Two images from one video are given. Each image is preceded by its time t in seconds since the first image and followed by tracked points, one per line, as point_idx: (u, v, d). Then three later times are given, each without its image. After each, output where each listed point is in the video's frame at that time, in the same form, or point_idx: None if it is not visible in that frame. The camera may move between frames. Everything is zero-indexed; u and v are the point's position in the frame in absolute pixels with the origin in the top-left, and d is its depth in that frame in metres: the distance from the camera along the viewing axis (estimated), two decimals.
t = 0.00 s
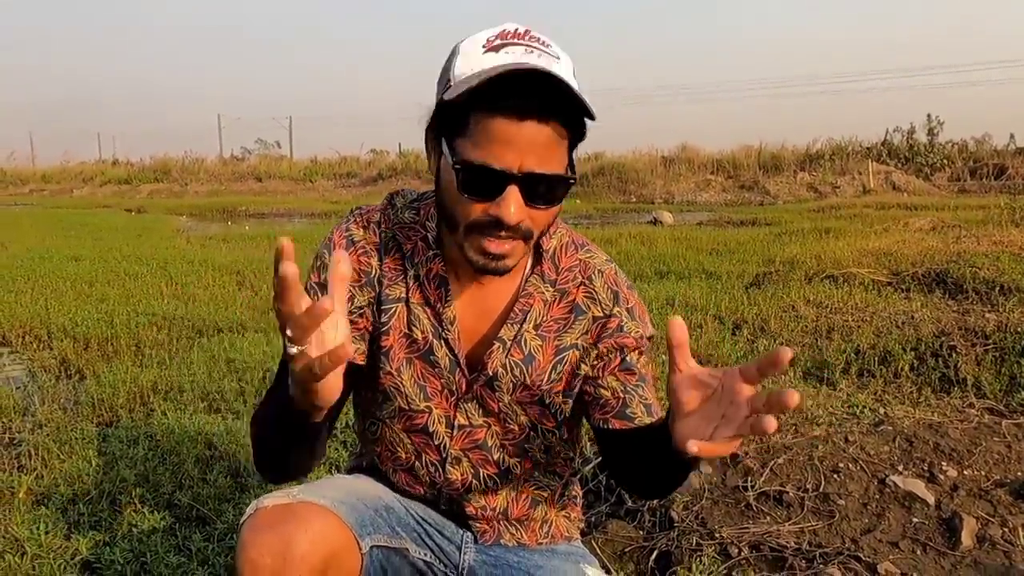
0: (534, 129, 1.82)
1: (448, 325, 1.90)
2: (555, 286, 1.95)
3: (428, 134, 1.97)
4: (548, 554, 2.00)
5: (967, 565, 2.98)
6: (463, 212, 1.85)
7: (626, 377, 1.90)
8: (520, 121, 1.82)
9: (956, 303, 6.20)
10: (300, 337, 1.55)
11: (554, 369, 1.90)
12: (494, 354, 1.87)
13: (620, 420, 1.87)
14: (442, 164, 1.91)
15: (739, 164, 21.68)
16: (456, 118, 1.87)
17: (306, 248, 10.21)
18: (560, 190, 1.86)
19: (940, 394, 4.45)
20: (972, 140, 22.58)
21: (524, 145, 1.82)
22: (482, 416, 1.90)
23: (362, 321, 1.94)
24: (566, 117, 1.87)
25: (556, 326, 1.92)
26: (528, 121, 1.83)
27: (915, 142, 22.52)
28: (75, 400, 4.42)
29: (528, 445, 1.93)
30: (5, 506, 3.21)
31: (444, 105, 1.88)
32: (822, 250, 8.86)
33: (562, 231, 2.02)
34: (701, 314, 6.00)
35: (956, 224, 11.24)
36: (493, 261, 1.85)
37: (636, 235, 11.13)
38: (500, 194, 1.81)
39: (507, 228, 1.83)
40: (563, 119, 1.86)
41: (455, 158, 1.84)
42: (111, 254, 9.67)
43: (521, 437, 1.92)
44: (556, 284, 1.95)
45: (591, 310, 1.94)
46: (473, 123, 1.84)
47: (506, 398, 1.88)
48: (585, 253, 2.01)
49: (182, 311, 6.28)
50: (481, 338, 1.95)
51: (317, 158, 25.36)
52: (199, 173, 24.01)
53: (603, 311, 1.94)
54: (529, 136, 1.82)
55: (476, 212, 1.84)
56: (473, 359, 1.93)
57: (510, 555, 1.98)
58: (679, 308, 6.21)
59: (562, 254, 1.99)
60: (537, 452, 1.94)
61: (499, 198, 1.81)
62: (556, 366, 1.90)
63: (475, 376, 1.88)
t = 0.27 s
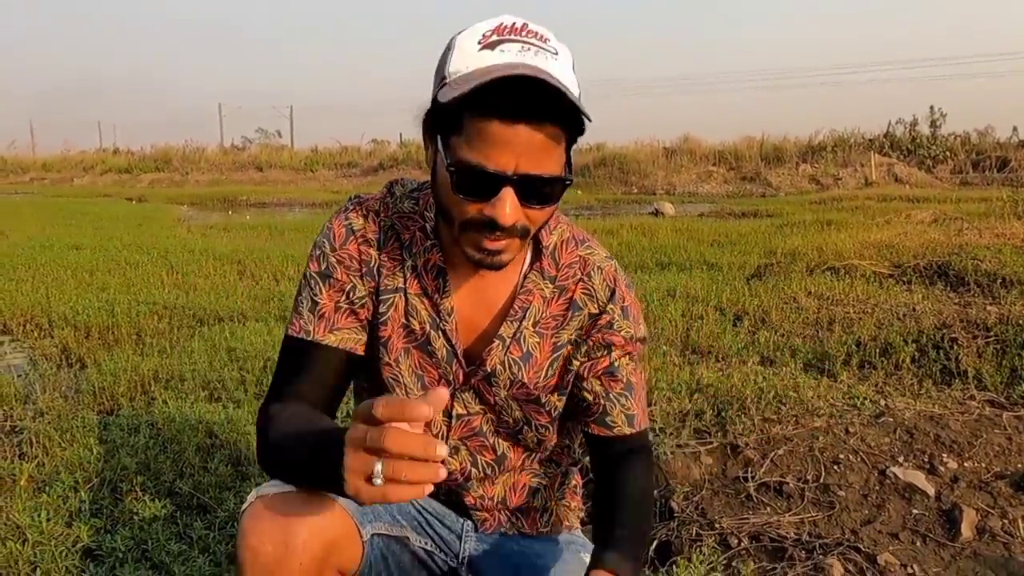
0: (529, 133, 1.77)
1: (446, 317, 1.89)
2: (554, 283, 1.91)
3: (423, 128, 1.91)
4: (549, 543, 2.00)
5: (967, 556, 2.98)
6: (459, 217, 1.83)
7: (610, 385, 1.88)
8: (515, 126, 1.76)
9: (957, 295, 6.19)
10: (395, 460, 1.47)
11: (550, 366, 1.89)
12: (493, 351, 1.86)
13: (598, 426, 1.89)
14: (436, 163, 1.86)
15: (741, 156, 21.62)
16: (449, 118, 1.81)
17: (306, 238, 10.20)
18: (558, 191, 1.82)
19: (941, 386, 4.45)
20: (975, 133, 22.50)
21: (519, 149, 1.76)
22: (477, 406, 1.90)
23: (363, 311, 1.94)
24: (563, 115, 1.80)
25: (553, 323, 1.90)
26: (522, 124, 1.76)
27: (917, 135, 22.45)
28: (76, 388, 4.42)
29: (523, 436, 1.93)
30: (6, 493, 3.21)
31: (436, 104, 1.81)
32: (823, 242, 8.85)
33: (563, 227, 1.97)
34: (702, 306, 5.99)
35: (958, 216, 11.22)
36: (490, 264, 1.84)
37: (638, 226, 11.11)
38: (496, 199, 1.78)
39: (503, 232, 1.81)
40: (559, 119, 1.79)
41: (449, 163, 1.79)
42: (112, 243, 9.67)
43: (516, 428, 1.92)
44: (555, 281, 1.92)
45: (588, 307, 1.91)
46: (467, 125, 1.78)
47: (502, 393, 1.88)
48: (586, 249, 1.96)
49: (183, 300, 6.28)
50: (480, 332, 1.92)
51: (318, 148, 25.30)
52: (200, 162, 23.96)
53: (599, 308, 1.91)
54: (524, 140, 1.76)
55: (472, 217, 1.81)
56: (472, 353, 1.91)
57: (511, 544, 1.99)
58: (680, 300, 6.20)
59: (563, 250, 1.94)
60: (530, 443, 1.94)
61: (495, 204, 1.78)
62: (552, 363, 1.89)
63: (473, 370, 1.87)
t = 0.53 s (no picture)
0: (534, 76, 1.79)
1: (450, 307, 1.88)
2: (559, 283, 1.89)
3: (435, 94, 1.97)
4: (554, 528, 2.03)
5: (972, 546, 2.98)
6: (463, 167, 1.83)
7: (595, 390, 1.84)
8: (520, 67, 1.79)
9: (963, 286, 6.17)
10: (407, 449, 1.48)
11: (550, 367, 1.87)
12: (493, 348, 1.85)
13: (578, 434, 1.84)
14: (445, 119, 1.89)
15: (746, 145, 21.53)
16: (459, 69, 1.86)
17: (311, 226, 10.19)
18: (561, 142, 1.81)
19: (946, 376, 4.44)
20: (981, 123, 22.36)
21: (523, 91, 1.79)
22: (476, 399, 1.90)
23: (368, 299, 1.93)
24: (571, 67, 1.83)
25: (555, 324, 1.88)
26: (528, 66, 1.79)
27: (924, 125, 22.33)
28: (82, 375, 4.43)
29: (522, 433, 1.92)
30: (14, 478, 3.23)
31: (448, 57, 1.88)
32: (829, 232, 8.82)
33: (572, 226, 1.95)
34: (707, 295, 5.98)
35: (964, 206, 11.17)
36: (491, 215, 1.82)
37: (642, 216, 11.08)
38: (499, 141, 1.79)
39: (505, 177, 1.79)
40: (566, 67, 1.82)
41: (455, 106, 1.82)
42: (116, 231, 9.68)
43: (515, 425, 1.92)
44: (560, 281, 1.89)
45: (588, 309, 1.87)
46: (475, 72, 1.82)
47: (501, 390, 1.87)
48: (593, 250, 1.93)
49: (188, 288, 6.29)
50: (483, 325, 1.91)
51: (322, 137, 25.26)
52: (204, 151, 23.94)
53: (599, 312, 1.86)
54: (528, 82, 1.79)
55: (474, 163, 1.81)
56: (473, 346, 1.91)
57: (516, 530, 2.01)
58: (685, 289, 6.18)
59: (570, 250, 1.92)
60: (530, 440, 1.93)
61: (497, 146, 1.79)
62: (552, 365, 1.88)
63: (474, 364, 1.87)
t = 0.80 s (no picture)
0: (532, 55, 1.80)
1: (448, 297, 1.88)
2: (558, 269, 1.90)
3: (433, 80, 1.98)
4: (549, 519, 2.02)
5: (964, 538, 3.00)
6: (461, 147, 1.83)
7: (612, 378, 1.84)
8: (518, 47, 1.80)
9: (959, 280, 6.18)
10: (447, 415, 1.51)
11: (551, 354, 1.87)
12: (493, 337, 1.85)
13: (603, 425, 1.84)
14: (442, 102, 1.90)
15: (743, 140, 21.52)
16: (457, 51, 1.87)
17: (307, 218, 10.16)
18: (559, 123, 1.82)
19: (941, 370, 4.45)
20: (978, 118, 22.37)
21: (521, 71, 1.79)
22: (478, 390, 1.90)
23: (361, 292, 1.92)
24: (568, 48, 1.85)
25: (554, 311, 1.88)
26: (526, 46, 1.80)
27: (921, 120, 22.34)
28: (77, 365, 4.42)
29: (522, 421, 1.94)
30: (8, 467, 3.22)
31: (447, 40, 1.90)
32: (825, 226, 8.82)
33: (568, 212, 1.97)
34: (703, 288, 5.98)
35: (960, 201, 11.18)
36: (488, 196, 1.81)
37: (639, 209, 11.08)
38: (496, 121, 1.79)
39: (502, 157, 1.79)
40: (563, 48, 1.83)
41: (452, 87, 1.82)
42: (112, 222, 9.64)
43: (516, 414, 1.93)
44: (559, 267, 1.90)
45: (589, 295, 1.89)
46: (473, 54, 1.84)
47: (502, 378, 1.88)
48: (590, 236, 1.95)
49: (183, 279, 6.27)
50: (480, 314, 1.92)
51: (319, 128, 25.19)
52: (200, 141, 23.85)
53: (601, 297, 1.89)
54: (526, 61, 1.80)
55: (471, 144, 1.81)
56: (472, 336, 1.92)
57: (512, 520, 2.01)
58: (681, 282, 6.19)
59: (567, 236, 1.93)
60: (529, 427, 1.95)
61: (494, 125, 1.79)
62: (553, 351, 1.88)
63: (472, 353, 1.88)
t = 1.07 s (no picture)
0: (521, 58, 1.80)
1: (441, 301, 1.90)
2: (551, 266, 1.96)
3: (423, 82, 1.99)
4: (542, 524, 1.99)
5: (954, 540, 3.02)
6: (451, 149, 1.83)
7: (636, 360, 1.82)
8: (508, 50, 1.80)
9: (950, 284, 6.21)
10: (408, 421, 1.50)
11: (548, 349, 1.91)
12: (487, 334, 1.89)
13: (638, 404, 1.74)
14: (432, 104, 1.90)
15: (736, 143, 21.59)
16: (448, 53, 1.88)
17: (300, 220, 10.14)
18: (549, 124, 1.82)
19: (932, 372, 4.47)
20: (969, 122, 22.49)
21: (510, 73, 1.79)
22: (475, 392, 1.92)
23: (350, 300, 1.92)
24: (557, 50, 1.85)
25: (550, 306, 1.94)
26: (516, 49, 1.81)
27: (913, 124, 22.45)
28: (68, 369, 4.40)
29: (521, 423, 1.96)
30: None
31: (437, 43, 1.90)
32: (817, 229, 8.86)
33: (559, 210, 2.03)
34: (696, 292, 5.99)
35: (951, 205, 11.24)
36: (478, 197, 1.83)
37: (632, 212, 11.10)
38: (486, 122, 1.79)
39: (492, 158, 1.79)
40: (553, 50, 1.84)
41: (442, 88, 1.83)
42: (103, 225, 9.60)
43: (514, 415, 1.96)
44: (552, 264, 1.96)
45: (586, 289, 1.94)
46: (463, 56, 1.84)
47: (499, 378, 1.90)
48: (582, 233, 2.01)
49: (175, 282, 6.25)
50: (472, 314, 1.95)
51: (312, 131, 25.15)
52: (193, 144, 23.78)
53: (598, 291, 1.94)
54: (515, 63, 1.80)
55: (461, 145, 1.81)
56: (465, 337, 1.94)
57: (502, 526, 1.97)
58: (675, 286, 6.19)
59: (559, 233, 1.99)
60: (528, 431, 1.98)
61: (484, 127, 1.79)
62: (551, 346, 1.92)
63: (467, 354, 1.90)
